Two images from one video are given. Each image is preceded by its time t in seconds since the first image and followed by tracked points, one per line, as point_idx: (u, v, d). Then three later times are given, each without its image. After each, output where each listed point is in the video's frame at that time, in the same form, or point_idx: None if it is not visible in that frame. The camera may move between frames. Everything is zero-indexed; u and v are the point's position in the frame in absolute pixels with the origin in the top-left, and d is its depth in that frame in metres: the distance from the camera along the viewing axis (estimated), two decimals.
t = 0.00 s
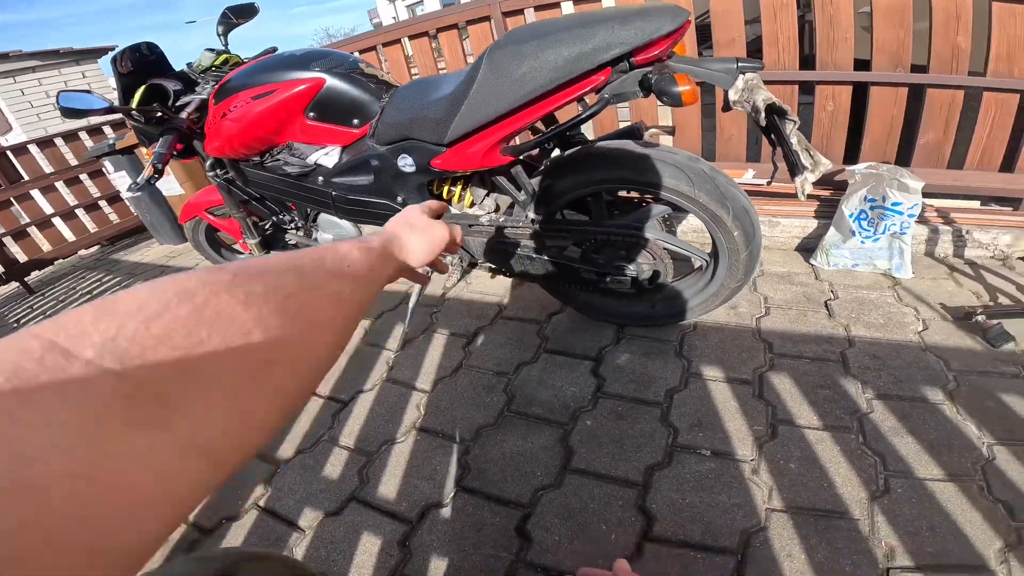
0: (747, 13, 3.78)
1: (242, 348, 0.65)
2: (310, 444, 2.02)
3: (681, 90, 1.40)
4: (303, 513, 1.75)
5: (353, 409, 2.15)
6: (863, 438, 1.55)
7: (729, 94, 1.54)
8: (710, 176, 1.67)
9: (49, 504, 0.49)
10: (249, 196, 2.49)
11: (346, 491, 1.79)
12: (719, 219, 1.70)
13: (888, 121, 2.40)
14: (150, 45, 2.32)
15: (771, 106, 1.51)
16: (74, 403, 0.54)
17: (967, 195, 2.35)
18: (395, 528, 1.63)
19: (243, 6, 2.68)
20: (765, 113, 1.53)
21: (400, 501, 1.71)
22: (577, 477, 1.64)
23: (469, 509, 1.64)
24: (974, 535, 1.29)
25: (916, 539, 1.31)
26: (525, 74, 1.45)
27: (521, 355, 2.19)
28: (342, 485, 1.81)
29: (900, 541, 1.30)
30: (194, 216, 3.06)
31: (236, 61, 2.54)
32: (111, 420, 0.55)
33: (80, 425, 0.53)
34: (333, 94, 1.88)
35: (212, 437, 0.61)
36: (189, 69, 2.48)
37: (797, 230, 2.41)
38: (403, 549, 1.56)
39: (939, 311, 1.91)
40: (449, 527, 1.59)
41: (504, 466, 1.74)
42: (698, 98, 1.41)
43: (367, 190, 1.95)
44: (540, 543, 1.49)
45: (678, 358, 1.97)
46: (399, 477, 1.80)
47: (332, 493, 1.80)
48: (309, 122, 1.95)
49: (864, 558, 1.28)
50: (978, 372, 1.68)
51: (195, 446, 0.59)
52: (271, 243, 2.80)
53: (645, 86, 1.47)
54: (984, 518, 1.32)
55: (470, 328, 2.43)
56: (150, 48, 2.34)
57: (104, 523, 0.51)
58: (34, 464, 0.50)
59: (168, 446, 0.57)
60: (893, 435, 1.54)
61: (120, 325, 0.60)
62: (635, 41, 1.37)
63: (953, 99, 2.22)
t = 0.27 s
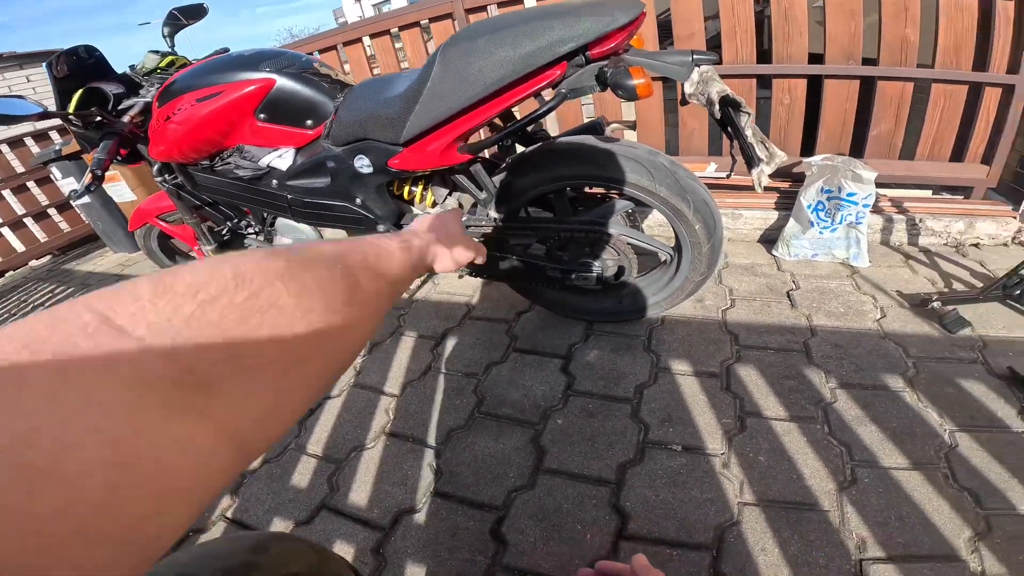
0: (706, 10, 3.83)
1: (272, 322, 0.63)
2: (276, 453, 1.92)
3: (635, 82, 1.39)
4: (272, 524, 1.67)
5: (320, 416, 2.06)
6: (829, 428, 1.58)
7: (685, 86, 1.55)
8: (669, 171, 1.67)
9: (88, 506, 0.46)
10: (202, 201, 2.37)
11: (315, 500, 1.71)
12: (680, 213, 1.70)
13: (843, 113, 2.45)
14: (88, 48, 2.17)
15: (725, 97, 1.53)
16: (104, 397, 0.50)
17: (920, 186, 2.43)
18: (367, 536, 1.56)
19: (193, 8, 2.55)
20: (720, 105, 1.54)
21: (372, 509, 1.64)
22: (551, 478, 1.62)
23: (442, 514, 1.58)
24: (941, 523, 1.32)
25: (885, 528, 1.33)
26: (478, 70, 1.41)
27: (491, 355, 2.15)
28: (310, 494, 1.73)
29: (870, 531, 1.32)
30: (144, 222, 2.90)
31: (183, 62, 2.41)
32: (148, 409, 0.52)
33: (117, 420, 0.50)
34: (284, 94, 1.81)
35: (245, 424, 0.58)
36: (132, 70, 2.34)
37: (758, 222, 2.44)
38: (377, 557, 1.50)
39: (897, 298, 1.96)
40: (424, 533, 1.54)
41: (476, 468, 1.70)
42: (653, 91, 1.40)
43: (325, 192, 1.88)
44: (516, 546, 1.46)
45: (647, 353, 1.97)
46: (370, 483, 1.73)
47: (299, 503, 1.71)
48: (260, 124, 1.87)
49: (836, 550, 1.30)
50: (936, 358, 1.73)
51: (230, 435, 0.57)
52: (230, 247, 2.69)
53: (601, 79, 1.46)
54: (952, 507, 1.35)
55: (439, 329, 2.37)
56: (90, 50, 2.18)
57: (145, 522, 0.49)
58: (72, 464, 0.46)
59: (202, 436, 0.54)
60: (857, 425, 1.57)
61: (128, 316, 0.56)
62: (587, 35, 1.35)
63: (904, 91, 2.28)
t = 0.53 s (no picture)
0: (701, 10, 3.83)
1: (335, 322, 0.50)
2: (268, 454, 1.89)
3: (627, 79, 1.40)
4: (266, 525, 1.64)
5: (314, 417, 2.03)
6: (825, 426, 1.57)
7: (677, 84, 1.52)
8: (664, 168, 1.66)
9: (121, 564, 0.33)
10: (195, 201, 2.34)
11: (309, 501, 1.69)
12: (675, 211, 1.69)
13: (836, 111, 2.45)
14: (80, 48, 2.14)
15: (717, 94, 1.51)
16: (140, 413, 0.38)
17: (914, 182, 2.44)
18: (362, 537, 1.55)
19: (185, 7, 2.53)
20: (713, 102, 1.52)
21: (367, 509, 1.62)
22: (547, 477, 1.60)
23: (437, 514, 1.57)
24: (940, 522, 1.31)
25: (883, 527, 1.32)
26: (471, 67, 1.41)
27: (486, 355, 2.14)
28: (305, 494, 1.71)
29: (869, 529, 1.31)
30: (136, 223, 2.88)
31: (175, 62, 2.39)
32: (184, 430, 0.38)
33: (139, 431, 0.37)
34: (276, 93, 1.80)
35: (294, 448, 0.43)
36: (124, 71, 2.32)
37: (754, 221, 2.44)
38: (372, 559, 1.48)
39: (894, 296, 1.95)
40: (419, 534, 1.52)
41: (472, 468, 1.68)
42: (645, 86, 1.42)
43: (318, 192, 1.86)
44: (513, 546, 1.44)
45: (643, 352, 1.96)
46: (365, 484, 1.71)
47: (293, 504, 1.69)
48: (251, 123, 1.85)
49: (835, 549, 1.28)
50: (933, 355, 1.72)
51: (284, 464, 0.41)
52: (225, 249, 2.66)
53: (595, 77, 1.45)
54: (951, 505, 1.34)
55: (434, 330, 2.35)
56: (82, 50, 2.15)
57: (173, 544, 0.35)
58: (91, 510, 0.34)
59: (255, 464, 0.39)
60: (853, 422, 1.56)
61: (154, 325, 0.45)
62: (580, 31, 1.35)
63: (897, 89, 2.28)
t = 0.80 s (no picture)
0: (698, 11, 3.84)
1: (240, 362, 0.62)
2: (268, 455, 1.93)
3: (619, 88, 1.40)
4: (266, 524, 1.68)
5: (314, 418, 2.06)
6: (815, 427, 1.60)
7: (668, 90, 1.56)
8: (656, 174, 1.69)
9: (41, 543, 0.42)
10: (196, 206, 2.38)
11: (309, 501, 1.72)
12: (667, 216, 1.72)
13: (831, 113, 2.47)
14: (80, 52, 2.17)
15: (706, 101, 1.53)
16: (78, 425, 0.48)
17: (908, 184, 2.46)
18: (361, 535, 1.58)
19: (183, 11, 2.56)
20: (702, 109, 1.55)
21: (366, 508, 1.66)
22: (542, 477, 1.63)
23: (435, 513, 1.60)
24: (925, 523, 1.33)
25: (868, 527, 1.34)
26: (465, 76, 1.44)
27: (483, 357, 2.17)
28: (305, 493, 1.75)
29: (854, 529, 1.34)
30: (138, 227, 2.91)
31: (175, 66, 2.43)
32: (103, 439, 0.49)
33: (99, 444, 0.47)
34: (276, 100, 1.82)
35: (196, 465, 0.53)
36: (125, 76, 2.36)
37: (749, 223, 2.46)
38: (370, 556, 1.51)
39: (886, 298, 1.98)
40: (416, 532, 1.55)
41: (468, 468, 1.72)
42: (635, 95, 1.41)
43: (318, 197, 1.90)
44: (508, 543, 1.48)
45: (637, 354, 1.98)
46: (364, 483, 1.74)
47: (294, 503, 1.72)
48: (251, 129, 1.88)
49: (821, 548, 1.31)
50: (922, 357, 1.74)
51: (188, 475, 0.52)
52: (226, 252, 2.71)
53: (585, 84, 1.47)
54: (936, 505, 1.36)
55: (432, 332, 2.38)
56: (84, 56, 2.19)
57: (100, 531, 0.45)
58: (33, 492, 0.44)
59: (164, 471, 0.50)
60: (842, 423, 1.59)
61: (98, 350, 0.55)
62: (574, 39, 1.38)
63: (891, 92, 2.30)
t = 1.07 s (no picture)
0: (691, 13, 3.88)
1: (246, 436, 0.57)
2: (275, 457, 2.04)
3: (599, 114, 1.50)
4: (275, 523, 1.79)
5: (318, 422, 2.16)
6: (790, 428, 1.69)
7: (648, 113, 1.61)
8: (641, 190, 1.79)
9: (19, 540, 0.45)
10: (202, 217, 2.48)
11: (315, 501, 1.83)
12: (651, 230, 1.81)
13: (817, 120, 2.53)
14: (84, 68, 2.25)
15: (684, 125, 1.59)
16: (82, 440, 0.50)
17: (892, 189, 2.52)
18: (364, 532, 1.69)
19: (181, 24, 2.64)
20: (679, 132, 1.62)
21: (368, 507, 1.77)
22: (534, 476, 1.73)
23: (432, 511, 1.71)
24: (888, 522, 1.42)
25: (835, 524, 1.44)
26: (457, 102, 1.52)
27: (478, 361, 2.26)
28: (311, 494, 1.86)
29: (821, 526, 1.43)
30: (145, 236, 3.02)
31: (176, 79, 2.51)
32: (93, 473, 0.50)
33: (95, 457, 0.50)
34: (276, 118, 1.90)
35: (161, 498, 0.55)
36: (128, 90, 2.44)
37: (736, 228, 2.54)
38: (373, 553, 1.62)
39: (865, 303, 2.05)
40: (416, 529, 1.66)
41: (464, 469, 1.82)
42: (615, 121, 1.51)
43: (317, 212, 2.00)
44: (502, 539, 1.58)
45: (625, 358, 2.08)
46: (366, 484, 1.85)
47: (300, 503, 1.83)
48: (254, 146, 1.96)
49: (790, 544, 1.41)
50: (895, 361, 1.83)
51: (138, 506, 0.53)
52: (230, 259, 2.82)
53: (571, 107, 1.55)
54: (899, 505, 1.45)
55: (430, 337, 2.48)
56: (86, 69, 2.27)
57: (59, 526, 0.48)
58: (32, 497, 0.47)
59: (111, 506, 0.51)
60: (815, 425, 1.68)
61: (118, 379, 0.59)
62: (560, 67, 1.46)
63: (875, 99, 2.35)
